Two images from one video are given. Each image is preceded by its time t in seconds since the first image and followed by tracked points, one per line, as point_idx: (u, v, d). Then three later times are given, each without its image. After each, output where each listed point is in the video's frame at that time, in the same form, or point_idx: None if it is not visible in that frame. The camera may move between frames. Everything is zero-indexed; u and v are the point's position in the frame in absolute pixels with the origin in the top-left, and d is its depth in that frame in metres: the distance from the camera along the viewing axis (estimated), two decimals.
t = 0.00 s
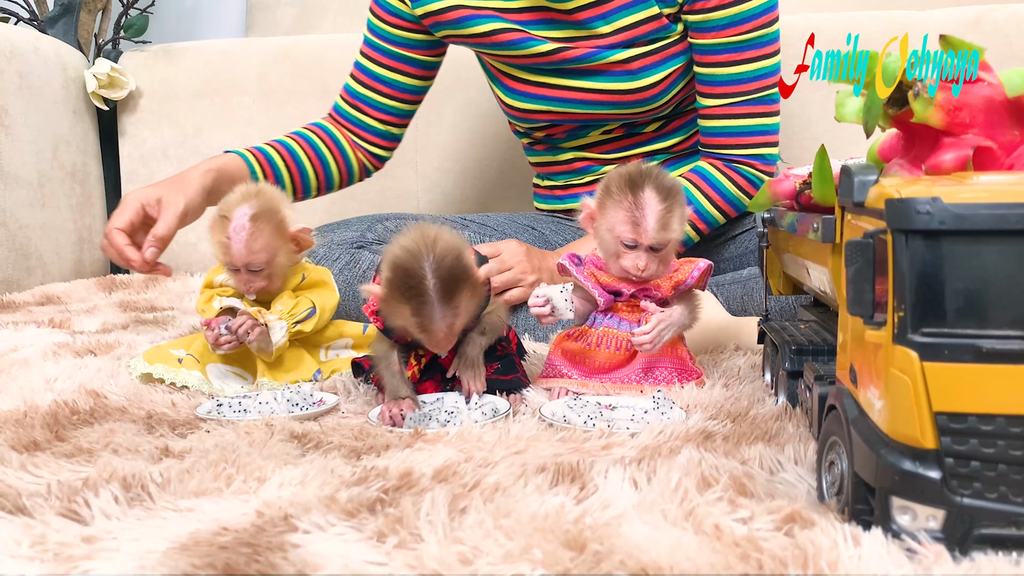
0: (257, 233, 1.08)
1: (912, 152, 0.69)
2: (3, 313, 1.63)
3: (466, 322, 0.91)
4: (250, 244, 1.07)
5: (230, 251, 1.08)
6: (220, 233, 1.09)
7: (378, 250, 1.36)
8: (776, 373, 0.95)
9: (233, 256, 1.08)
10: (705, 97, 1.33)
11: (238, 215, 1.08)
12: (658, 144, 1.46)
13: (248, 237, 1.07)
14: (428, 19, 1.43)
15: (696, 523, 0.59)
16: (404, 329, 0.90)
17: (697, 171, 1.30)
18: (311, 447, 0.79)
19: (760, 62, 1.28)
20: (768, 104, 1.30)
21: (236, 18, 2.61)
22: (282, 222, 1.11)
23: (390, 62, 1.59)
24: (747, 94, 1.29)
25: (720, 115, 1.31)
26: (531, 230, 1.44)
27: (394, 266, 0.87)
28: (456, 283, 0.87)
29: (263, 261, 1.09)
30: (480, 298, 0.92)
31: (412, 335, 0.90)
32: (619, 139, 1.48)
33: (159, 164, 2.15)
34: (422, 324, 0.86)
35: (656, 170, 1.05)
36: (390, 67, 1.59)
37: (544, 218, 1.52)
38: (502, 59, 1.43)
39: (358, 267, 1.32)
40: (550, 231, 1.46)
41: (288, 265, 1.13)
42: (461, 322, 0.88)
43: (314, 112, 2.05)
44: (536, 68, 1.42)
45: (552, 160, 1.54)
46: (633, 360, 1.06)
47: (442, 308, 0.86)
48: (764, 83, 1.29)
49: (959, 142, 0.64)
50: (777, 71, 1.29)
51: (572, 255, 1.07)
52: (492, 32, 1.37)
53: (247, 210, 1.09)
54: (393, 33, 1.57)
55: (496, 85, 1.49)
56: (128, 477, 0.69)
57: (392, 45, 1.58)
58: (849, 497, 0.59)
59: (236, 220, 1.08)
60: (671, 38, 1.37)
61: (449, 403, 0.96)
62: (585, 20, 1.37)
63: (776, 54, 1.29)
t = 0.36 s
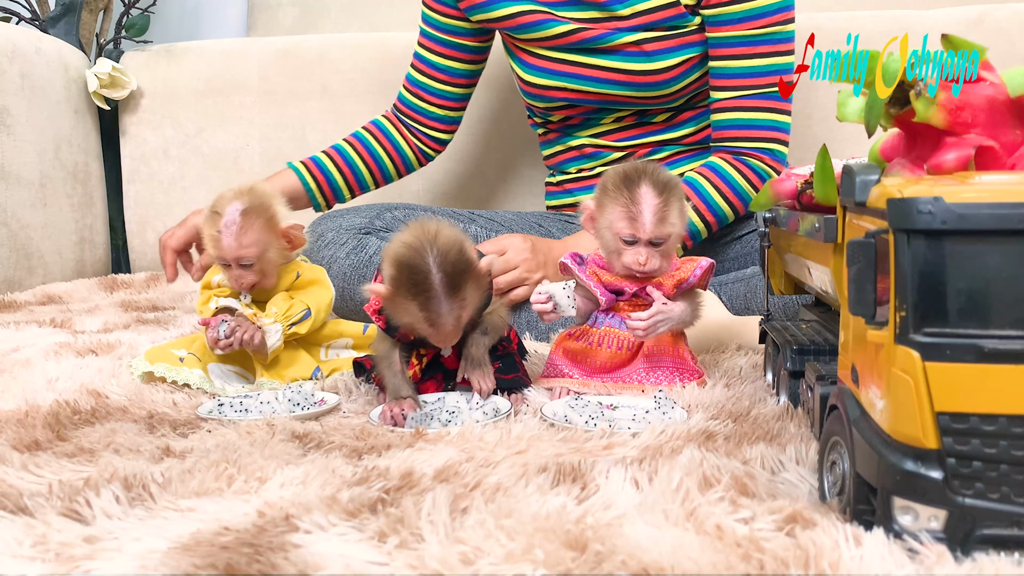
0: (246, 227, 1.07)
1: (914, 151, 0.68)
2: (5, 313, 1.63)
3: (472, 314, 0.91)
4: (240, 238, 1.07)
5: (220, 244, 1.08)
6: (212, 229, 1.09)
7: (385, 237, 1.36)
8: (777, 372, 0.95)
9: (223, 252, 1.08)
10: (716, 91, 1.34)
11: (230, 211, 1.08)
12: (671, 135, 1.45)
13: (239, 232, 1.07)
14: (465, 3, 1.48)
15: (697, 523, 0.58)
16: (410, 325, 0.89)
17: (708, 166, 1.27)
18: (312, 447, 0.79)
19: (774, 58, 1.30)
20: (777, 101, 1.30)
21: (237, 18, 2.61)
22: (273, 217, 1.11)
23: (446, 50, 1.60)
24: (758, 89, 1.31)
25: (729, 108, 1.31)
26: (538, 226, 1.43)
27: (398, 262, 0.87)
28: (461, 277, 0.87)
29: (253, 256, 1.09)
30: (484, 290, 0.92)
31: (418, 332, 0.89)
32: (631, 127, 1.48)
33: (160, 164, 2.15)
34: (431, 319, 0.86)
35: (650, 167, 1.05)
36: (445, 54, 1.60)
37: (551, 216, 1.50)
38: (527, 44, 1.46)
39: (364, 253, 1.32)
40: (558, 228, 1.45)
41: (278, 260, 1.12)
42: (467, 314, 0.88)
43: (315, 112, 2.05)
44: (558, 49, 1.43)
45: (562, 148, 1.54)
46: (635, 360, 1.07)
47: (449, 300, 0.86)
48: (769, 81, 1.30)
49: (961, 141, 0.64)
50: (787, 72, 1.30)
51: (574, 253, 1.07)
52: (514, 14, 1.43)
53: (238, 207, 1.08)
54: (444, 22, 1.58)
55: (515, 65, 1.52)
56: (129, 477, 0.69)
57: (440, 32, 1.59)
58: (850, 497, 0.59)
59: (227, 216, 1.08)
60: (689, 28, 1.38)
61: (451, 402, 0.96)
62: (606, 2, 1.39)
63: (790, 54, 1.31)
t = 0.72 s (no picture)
0: (241, 222, 1.08)
1: (915, 151, 0.68)
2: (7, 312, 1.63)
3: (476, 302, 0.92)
4: (234, 233, 1.07)
5: (214, 241, 1.08)
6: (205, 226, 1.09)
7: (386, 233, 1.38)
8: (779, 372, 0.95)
9: (219, 247, 1.08)
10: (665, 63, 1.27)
11: (224, 207, 1.08)
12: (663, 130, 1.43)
13: (233, 227, 1.07)
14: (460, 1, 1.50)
15: (698, 522, 0.58)
16: (415, 315, 0.89)
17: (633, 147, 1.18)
18: (313, 446, 0.79)
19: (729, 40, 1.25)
20: (716, 83, 1.23)
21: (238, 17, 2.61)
22: (267, 211, 1.11)
23: (441, 47, 1.63)
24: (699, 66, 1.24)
25: (670, 79, 1.24)
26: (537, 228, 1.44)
27: (399, 251, 0.87)
28: (464, 261, 0.87)
29: (249, 250, 1.09)
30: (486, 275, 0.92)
31: (423, 320, 0.89)
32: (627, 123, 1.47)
33: (161, 163, 2.15)
34: (436, 304, 0.86)
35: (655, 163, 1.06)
36: (450, 55, 1.63)
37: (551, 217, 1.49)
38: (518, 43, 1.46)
39: (365, 249, 1.32)
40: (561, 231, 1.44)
41: (275, 256, 1.13)
42: (472, 300, 0.88)
43: (316, 111, 2.05)
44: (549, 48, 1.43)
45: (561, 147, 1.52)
46: (637, 359, 1.06)
47: (453, 284, 0.86)
48: (716, 62, 1.24)
49: (963, 141, 0.63)
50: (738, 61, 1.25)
51: (576, 252, 1.08)
52: (505, 14, 1.43)
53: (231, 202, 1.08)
54: (439, 17, 1.61)
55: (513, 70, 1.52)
56: (131, 476, 0.69)
57: (440, 29, 1.62)
58: (852, 497, 0.59)
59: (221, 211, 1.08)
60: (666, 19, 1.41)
61: (452, 402, 0.95)
62: None
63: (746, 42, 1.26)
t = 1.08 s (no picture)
0: (237, 222, 1.08)
1: (916, 151, 0.68)
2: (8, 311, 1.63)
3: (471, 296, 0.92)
4: (230, 232, 1.08)
5: (211, 239, 1.08)
6: (203, 225, 1.09)
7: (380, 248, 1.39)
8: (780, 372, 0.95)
9: (216, 245, 1.08)
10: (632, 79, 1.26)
11: (221, 205, 1.08)
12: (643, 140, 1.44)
13: (229, 226, 1.08)
14: (405, 18, 1.45)
15: (698, 522, 0.58)
16: (411, 303, 0.89)
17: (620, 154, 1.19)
18: (314, 446, 0.79)
19: (692, 50, 1.25)
20: (688, 96, 1.24)
21: (238, 16, 2.61)
22: (264, 209, 1.11)
23: (373, 55, 1.50)
24: (669, 81, 1.24)
25: (641, 96, 1.24)
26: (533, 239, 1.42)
27: (397, 236, 0.88)
28: (460, 247, 0.88)
29: (246, 248, 1.09)
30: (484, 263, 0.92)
31: (419, 309, 0.89)
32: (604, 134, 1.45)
33: (162, 162, 2.15)
34: (431, 289, 0.86)
35: (661, 166, 1.06)
36: (374, 60, 1.50)
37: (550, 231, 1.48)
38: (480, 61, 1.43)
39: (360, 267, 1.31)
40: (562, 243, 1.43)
41: (272, 254, 1.13)
42: (468, 288, 0.88)
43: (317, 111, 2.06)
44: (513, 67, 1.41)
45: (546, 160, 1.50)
46: (637, 359, 1.06)
47: (449, 271, 0.86)
48: (687, 75, 1.24)
49: (963, 140, 0.63)
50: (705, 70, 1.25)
51: (577, 252, 1.09)
52: (465, 32, 1.37)
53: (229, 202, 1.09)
54: (379, 25, 1.50)
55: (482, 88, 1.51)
56: (132, 475, 0.69)
57: (376, 36, 1.50)
58: (853, 496, 0.59)
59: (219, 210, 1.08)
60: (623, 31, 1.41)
61: (454, 400, 0.95)
62: (555, 17, 1.39)
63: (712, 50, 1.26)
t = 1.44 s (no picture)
0: (245, 217, 1.08)
1: (917, 150, 0.68)
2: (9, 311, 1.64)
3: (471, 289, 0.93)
4: (242, 229, 1.08)
5: (222, 240, 1.07)
6: (208, 226, 1.08)
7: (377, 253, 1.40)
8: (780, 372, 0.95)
9: (228, 245, 1.08)
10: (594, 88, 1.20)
11: (221, 206, 1.08)
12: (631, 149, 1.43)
13: (239, 223, 1.08)
14: (377, 39, 1.41)
15: (699, 522, 0.58)
16: (409, 293, 0.89)
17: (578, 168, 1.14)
18: (314, 445, 0.79)
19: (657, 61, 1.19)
20: (651, 106, 1.18)
21: (238, 16, 2.61)
22: (266, 205, 1.12)
23: (340, 77, 1.47)
24: (631, 90, 1.18)
25: (602, 105, 1.18)
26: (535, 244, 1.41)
27: (393, 227, 0.89)
28: (456, 237, 0.88)
29: (258, 244, 1.09)
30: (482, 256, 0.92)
31: (416, 299, 0.89)
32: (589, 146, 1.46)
33: (162, 162, 2.15)
34: (428, 279, 0.86)
35: (653, 164, 1.07)
36: (339, 82, 1.47)
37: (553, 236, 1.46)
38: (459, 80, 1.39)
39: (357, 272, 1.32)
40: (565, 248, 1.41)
41: (271, 254, 1.13)
42: (464, 280, 0.88)
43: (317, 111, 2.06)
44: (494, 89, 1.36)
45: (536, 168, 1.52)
46: (638, 359, 1.06)
47: (446, 261, 0.87)
48: (649, 84, 1.18)
49: (964, 140, 0.63)
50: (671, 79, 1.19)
51: (577, 253, 1.09)
52: (438, 54, 1.33)
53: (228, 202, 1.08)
54: (346, 46, 1.47)
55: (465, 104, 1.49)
56: (132, 475, 0.69)
57: (343, 58, 1.47)
58: (853, 496, 0.59)
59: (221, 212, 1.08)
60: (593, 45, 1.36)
61: (454, 401, 0.95)
62: (527, 36, 1.36)
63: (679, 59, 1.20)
